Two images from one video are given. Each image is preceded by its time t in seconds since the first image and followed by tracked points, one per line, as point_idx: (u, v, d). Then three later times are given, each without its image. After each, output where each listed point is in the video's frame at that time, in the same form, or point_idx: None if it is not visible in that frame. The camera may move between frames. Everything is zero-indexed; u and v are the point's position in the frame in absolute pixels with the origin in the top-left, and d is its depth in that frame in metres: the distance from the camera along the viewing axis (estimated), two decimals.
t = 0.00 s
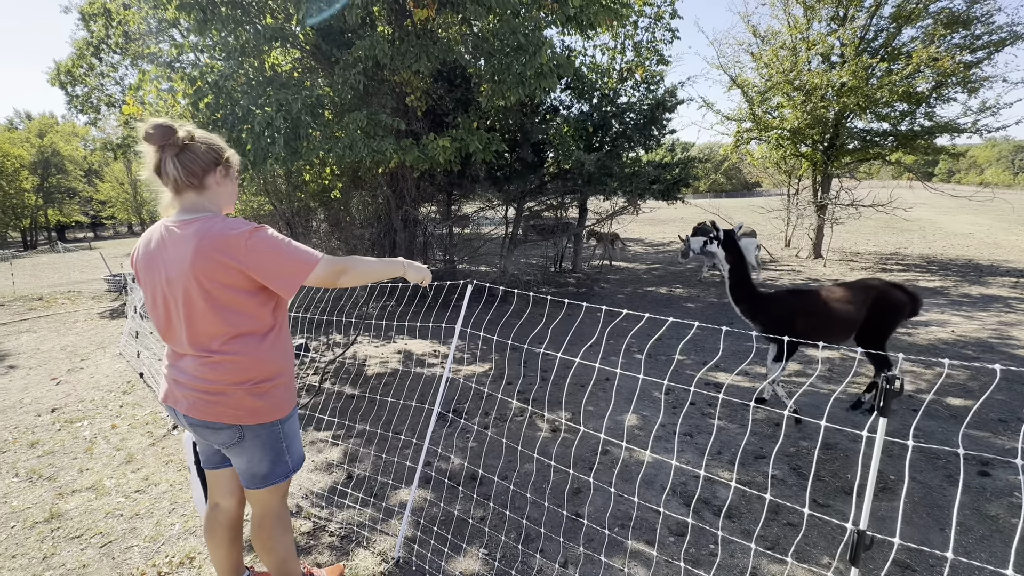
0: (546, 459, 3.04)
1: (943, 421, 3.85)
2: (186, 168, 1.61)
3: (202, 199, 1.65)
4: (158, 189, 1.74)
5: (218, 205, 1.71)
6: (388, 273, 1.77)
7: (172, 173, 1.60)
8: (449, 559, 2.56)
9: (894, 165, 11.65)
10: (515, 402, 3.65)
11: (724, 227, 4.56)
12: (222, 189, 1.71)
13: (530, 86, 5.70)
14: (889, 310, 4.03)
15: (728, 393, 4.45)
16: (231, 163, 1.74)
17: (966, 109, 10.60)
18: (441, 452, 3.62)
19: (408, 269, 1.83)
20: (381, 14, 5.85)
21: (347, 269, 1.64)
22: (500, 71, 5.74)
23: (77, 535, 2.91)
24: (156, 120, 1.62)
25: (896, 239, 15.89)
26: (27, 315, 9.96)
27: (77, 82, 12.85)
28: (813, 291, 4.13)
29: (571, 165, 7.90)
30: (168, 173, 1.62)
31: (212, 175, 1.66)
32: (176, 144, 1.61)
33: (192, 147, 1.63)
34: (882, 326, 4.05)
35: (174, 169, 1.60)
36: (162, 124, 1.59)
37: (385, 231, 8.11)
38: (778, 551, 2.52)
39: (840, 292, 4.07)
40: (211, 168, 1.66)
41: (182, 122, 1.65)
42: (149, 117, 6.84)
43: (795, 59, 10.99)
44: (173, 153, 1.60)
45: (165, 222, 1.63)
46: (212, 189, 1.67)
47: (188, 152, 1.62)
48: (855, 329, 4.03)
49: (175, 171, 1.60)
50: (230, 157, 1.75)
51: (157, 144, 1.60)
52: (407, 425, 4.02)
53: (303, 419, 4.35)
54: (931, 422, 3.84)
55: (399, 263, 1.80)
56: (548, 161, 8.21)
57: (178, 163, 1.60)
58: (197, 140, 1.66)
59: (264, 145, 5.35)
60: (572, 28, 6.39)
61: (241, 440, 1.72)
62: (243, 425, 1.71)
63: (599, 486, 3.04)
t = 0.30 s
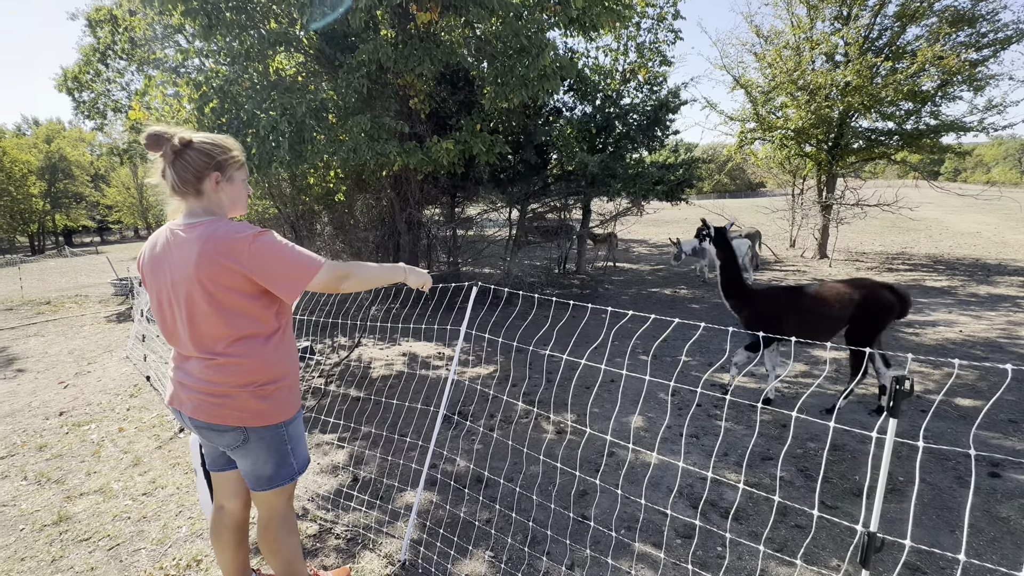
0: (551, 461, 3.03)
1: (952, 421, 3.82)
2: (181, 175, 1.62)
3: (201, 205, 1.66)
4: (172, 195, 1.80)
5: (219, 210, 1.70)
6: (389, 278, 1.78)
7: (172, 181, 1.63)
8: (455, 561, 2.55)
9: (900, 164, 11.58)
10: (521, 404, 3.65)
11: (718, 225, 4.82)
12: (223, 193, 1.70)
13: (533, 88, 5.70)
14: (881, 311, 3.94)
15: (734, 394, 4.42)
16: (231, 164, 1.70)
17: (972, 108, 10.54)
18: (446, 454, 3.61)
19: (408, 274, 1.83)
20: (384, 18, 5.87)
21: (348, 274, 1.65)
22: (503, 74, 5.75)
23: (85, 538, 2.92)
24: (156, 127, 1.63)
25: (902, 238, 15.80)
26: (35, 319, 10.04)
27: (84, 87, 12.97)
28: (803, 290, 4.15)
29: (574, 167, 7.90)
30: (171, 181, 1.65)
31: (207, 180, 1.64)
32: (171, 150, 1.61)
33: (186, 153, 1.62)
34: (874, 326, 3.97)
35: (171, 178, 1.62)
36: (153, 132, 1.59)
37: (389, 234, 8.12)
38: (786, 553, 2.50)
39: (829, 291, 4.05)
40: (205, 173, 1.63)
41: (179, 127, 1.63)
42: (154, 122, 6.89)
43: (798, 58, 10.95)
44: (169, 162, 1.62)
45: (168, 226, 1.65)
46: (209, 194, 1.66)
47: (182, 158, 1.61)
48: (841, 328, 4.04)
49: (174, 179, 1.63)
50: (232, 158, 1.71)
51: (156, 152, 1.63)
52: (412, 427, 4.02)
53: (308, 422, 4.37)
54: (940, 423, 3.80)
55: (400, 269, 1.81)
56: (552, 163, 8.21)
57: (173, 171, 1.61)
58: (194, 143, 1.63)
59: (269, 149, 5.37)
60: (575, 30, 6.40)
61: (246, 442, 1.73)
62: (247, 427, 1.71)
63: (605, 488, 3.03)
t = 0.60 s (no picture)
0: (554, 463, 3.04)
1: (956, 421, 3.81)
2: (183, 181, 1.64)
3: (202, 211, 1.68)
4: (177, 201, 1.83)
5: (220, 216, 1.72)
6: (391, 281, 1.79)
7: (174, 187, 1.66)
8: (459, 563, 2.56)
9: (903, 162, 11.55)
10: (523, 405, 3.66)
11: (702, 225, 4.91)
12: (225, 200, 1.72)
13: (534, 90, 5.72)
14: (861, 310, 3.94)
15: (737, 395, 4.42)
16: (232, 171, 1.72)
17: (975, 105, 10.50)
18: (450, 456, 3.63)
19: (410, 277, 1.84)
20: (386, 22, 5.89)
21: (348, 277, 1.66)
22: (504, 76, 5.77)
23: (91, 541, 2.95)
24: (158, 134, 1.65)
25: (906, 237, 15.74)
26: (41, 323, 10.12)
27: (89, 93, 13.07)
28: (782, 289, 4.19)
29: (576, 168, 7.93)
30: (174, 187, 1.68)
31: (209, 187, 1.66)
32: (173, 157, 1.64)
33: (188, 160, 1.65)
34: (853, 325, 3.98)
35: (173, 185, 1.65)
36: (156, 139, 1.62)
37: (392, 236, 8.15)
38: (789, 554, 2.50)
39: (807, 291, 4.07)
40: (207, 180, 1.66)
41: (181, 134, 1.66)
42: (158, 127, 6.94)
43: (800, 58, 10.94)
44: (172, 168, 1.65)
45: (170, 232, 1.67)
46: (210, 201, 1.68)
47: (184, 165, 1.64)
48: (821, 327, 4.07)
49: (177, 185, 1.66)
50: (234, 165, 1.72)
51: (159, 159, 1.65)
52: (415, 429, 4.03)
53: (312, 424, 4.39)
54: (944, 422, 3.79)
55: (401, 272, 1.82)
56: (553, 165, 8.23)
57: (176, 178, 1.64)
58: (196, 150, 1.66)
59: (272, 153, 5.43)
60: (576, 32, 6.42)
61: (249, 445, 1.75)
62: (250, 430, 1.73)
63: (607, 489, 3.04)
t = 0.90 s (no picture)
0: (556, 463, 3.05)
1: (959, 419, 3.80)
2: (187, 185, 1.66)
3: (205, 215, 1.70)
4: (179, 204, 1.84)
5: (223, 219, 1.73)
6: (392, 277, 1.81)
7: (178, 190, 1.68)
8: (463, 564, 2.57)
9: (905, 161, 11.54)
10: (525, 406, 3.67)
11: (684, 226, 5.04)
12: (228, 204, 1.74)
13: (535, 92, 5.75)
14: (840, 309, 4.00)
15: (738, 394, 4.42)
16: (236, 174, 1.74)
17: (976, 103, 10.49)
18: (453, 457, 3.64)
19: (411, 271, 1.86)
20: (386, 26, 5.91)
21: (351, 275, 1.68)
22: (505, 79, 5.80)
23: (97, 543, 2.97)
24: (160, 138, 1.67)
25: (908, 236, 15.71)
26: (45, 328, 10.17)
27: (92, 99, 13.17)
28: (762, 288, 4.28)
29: (577, 169, 7.94)
30: (177, 191, 1.69)
31: (212, 190, 1.68)
32: (177, 161, 1.66)
33: (191, 163, 1.67)
34: (832, 324, 4.04)
35: (177, 189, 1.67)
36: (160, 144, 1.64)
37: (394, 239, 8.17)
38: (793, 553, 2.51)
39: (787, 291, 4.15)
40: (211, 184, 1.67)
41: (183, 139, 1.68)
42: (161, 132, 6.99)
43: (800, 57, 10.94)
44: (176, 172, 1.66)
45: (174, 235, 1.69)
46: (214, 204, 1.70)
47: (188, 169, 1.66)
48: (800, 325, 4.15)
49: (180, 189, 1.67)
50: (237, 169, 1.74)
51: (163, 162, 1.67)
52: (418, 431, 4.04)
53: (316, 427, 4.41)
54: (947, 421, 3.79)
55: (403, 267, 1.84)
56: (555, 166, 8.24)
57: (180, 181, 1.66)
58: (200, 154, 1.68)
59: (274, 156, 5.48)
60: (576, 34, 6.44)
61: (256, 446, 1.76)
62: (256, 431, 1.74)
63: (610, 489, 3.05)
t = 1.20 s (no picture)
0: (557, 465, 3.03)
1: (963, 418, 3.78)
2: (180, 189, 1.65)
3: (199, 218, 1.69)
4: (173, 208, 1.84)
5: (216, 222, 1.72)
6: (387, 275, 1.81)
7: (171, 195, 1.66)
8: (464, 567, 2.55)
9: (906, 159, 11.51)
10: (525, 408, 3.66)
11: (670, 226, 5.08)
12: (221, 207, 1.73)
13: (533, 92, 5.74)
14: (817, 310, 3.96)
15: (740, 394, 4.40)
16: (229, 178, 1.73)
17: (977, 101, 10.47)
18: (453, 459, 3.63)
19: (406, 268, 1.86)
20: (385, 27, 5.93)
21: (346, 274, 1.68)
22: (503, 80, 5.80)
23: (97, 548, 2.95)
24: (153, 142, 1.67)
25: (910, 234, 15.67)
26: (46, 332, 10.18)
27: (92, 103, 13.20)
28: (741, 289, 4.31)
29: (577, 170, 7.94)
30: (169, 195, 1.69)
31: (205, 195, 1.67)
32: (169, 165, 1.65)
33: (183, 168, 1.65)
34: (809, 325, 3.99)
35: (170, 194, 1.66)
36: (153, 148, 1.63)
37: (394, 240, 8.16)
38: (795, 554, 2.49)
39: (763, 291, 4.16)
40: (204, 188, 1.66)
41: (175, 143, 1.67)
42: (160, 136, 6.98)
43: (800, 56, 10.92)
44: (169, 176, 1.65)
45: (168, 239, 1.68)
46: (208, 208, 1.69)
47: (181, 173, 1.65)
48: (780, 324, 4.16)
49: (173, 193, 1.66)
50: (230, 173, 1.74)
51: (155, 166, 1.66)
52: (418, 433, 4.03)
53: (316, 429, 4.40)
54: (950, 419, 3.77)
55: (397, 264, 1.84)
56: (555, 166, 8.22)
57: (173, 186, 1.65)
58: (192, 158, 1.67)
59: (273, 159, 5.44)
60: (575, 34, 6.42)
61: (256, 448, 1.75)
62: (255, 433, 1.73)
63: (611, 490, 3.03)
